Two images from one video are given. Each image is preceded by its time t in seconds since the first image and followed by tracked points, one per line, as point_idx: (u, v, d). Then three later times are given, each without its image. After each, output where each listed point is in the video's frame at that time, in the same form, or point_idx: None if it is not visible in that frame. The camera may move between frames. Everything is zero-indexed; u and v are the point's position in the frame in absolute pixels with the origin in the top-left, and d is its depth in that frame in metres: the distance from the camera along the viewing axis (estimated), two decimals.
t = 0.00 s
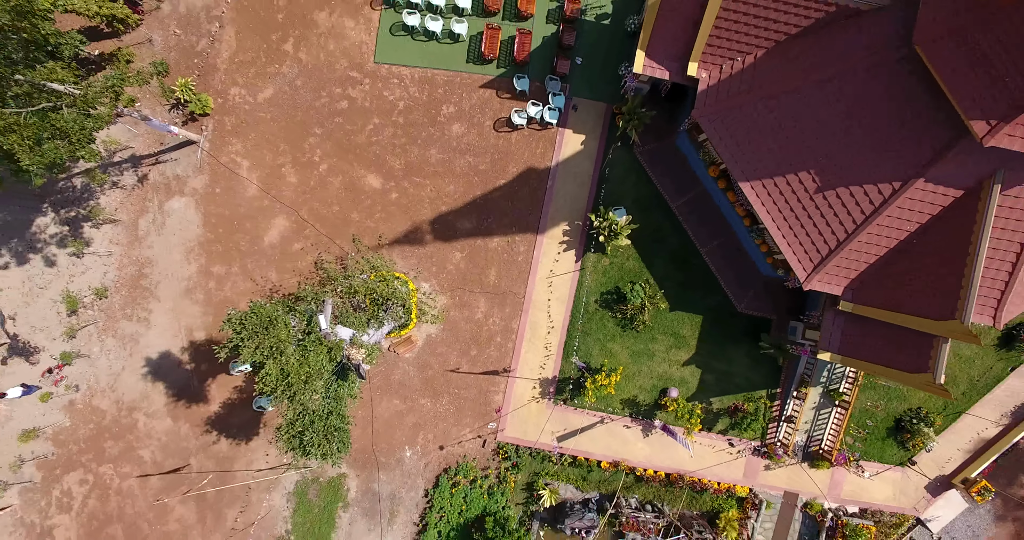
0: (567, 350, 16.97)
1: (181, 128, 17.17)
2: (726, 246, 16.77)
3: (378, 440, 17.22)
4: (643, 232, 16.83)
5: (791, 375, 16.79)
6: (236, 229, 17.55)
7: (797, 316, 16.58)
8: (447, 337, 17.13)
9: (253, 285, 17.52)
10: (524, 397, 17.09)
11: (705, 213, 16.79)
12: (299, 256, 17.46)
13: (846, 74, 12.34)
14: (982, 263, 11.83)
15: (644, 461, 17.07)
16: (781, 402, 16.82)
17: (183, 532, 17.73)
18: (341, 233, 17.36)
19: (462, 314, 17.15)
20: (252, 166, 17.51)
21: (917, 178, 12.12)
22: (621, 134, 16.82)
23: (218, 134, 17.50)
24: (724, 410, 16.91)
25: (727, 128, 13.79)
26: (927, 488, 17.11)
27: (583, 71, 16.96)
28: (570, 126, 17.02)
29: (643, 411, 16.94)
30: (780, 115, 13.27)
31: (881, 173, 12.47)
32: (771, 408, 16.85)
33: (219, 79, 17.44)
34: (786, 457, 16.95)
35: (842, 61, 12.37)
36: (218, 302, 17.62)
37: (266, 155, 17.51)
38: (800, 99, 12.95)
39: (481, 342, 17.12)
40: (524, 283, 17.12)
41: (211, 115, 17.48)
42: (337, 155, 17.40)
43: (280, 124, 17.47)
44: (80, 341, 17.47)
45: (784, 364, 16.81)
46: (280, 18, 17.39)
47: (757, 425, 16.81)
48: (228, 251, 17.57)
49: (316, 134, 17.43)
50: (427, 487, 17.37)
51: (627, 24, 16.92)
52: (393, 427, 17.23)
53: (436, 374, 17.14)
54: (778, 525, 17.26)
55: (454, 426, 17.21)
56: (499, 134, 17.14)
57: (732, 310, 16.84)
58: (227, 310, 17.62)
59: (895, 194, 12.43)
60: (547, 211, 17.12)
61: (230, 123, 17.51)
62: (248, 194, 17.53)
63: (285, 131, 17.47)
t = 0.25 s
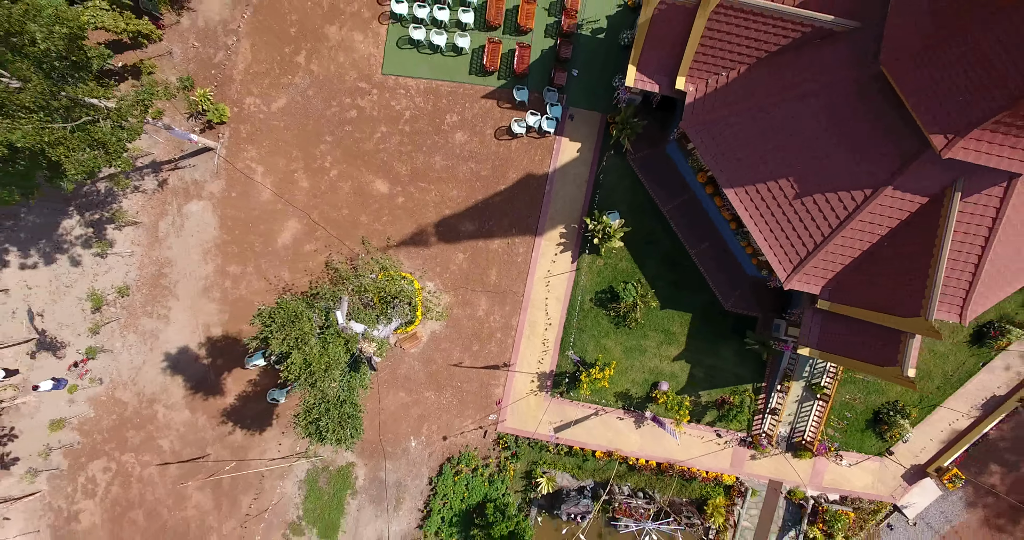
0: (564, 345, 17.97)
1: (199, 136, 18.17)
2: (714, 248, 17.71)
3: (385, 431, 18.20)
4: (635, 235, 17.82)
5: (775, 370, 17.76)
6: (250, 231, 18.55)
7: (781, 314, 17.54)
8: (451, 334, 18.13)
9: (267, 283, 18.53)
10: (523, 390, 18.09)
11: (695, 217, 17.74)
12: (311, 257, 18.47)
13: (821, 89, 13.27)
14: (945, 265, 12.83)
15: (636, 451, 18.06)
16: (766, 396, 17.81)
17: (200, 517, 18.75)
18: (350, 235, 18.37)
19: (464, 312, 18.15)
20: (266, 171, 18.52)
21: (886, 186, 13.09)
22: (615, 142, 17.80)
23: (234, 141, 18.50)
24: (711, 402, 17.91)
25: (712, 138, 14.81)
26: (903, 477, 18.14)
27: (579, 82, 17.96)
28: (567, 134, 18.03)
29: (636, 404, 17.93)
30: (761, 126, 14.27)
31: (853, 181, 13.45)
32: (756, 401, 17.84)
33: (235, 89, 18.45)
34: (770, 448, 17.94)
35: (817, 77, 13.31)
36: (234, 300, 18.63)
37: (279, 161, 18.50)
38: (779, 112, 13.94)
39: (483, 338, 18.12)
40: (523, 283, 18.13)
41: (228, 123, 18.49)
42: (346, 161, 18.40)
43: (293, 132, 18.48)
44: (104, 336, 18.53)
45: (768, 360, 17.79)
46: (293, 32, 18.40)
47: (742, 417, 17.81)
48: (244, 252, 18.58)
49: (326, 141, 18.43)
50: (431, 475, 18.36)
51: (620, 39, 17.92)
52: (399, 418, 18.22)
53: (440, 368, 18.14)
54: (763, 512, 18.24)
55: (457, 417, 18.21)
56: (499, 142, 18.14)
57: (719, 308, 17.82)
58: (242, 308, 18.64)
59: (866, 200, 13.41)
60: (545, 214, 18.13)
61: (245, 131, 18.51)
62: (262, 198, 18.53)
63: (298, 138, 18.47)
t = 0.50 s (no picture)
0: (560, 341, 18.97)
1: (215, 142, 19.17)
2: (703, 249, 18.65)
3: (390, 422, 19.20)
4: (628, 236, 18.81)
5: (760, 365, 18.76)
6: (263, 232, 19.54)
7: (766, 312, 18.51)
8: (453, 330, 19.14)
9: (279, 282, 19.54)
10: (521, 383, 19.10)
11: (684, 219, 18.70)
12: (320, 256, 19.48)
13: (799, 101, 14.24)
14: (912, 265, 13.87)
15: (628, 441, 19.05)
16: (751, 389, 18.79)
17: (215, 503, 19.78)
18: (358, 236, 19.40)
19: (466, 309, 19.16)
20: (278, 175, 19.50)
21: (858, 192, 14.08)
22: (608, 149, 18.79)
23: (247, 147, 19.49)
24: (699, 395, 18.91)
25: (698, 146, 15.89)
26: (882, 466, 19.17)
27: (575, 92, 18.95)
28: (563, 141, 19.04)
29: (628, 397, 18.93)
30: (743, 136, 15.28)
31: (829, 186, 14.42)
32: (742, 393, 18.84)
33: (249, 98, 19.46)
34: (756, 438, 18.93)
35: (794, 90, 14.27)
36: (247, 297, 19.63)
37: (290, 166, 19.49)
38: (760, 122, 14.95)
39: (483, 334, 19.13)
40: (522, 281, 19.13)
41: (242, 130, 19.49)
42: (353, 166, 19.40)
43: (304, 138, 19.48)
44: (124, 332, 19.57)
45: (754, 355, 18.77)
46: (304, 44, 19.40)
47: (728, 409, 18.82)
48: (257, 252, 19.57)
49: (335, 147, 19.43)
50: (434, 464, 19.36)
51: (614, 51, 18.91)
52: (404, 410, 19.21)
53: (443, 363, 19.16)
54: (749, 499, 19.23)
55: (459, 409, 19.22)
56: (499, 149, 19.15)
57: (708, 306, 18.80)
58: (255, 305, 19.63)
59: (841, 205, 14.38)
60: (542, 217, 19.14)
61: (258, 137, 19.50)
62: (274, 201, 19.52)
63: (308, 145, 19.47)
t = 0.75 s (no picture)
0: (557, 337, 19.97)
1: (229, 148, 20.15)
2: (693, 250, 19.64)
3: (396, 414, 20.21)
4: (622, 238, 19.81)
5: (747, 360, 19.78)
6: (275, 234, 20.54)
7: (752, 310, 19.50)
8: (455, 326, 20.15)
9: (290, 281, 20.55)
10: (520, 377, 20.10)
11: (675, 222, 19.70)
12: (329, 257, 20.48)
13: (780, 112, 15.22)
14: (884, 266, 14.88)
15: (622, 433, 20.04)
16: (739, 383, 19.79)
17: (229, 491, 20.79)
18: (365, 238, 20.40)
19: (467, 307, 20.17)
20: (289, 179, 20.48)
21: (834, 198, 15.04)
22: (603, 155, 19.80)
23: (260, 153, 20.47)
24: (689, 389, 19.91)
25: (687, 154, 16.99)
26: (863, 456, 20.17)
27: (572, 101, 19.97)
28: (560, 148, 20.04)
29: (621, 390, 19.92)
30: (729, 144, 16.29)
31: (808, 192, 15.42)
32: (730, 387, 19.84)
33: (262, 106, 20.45)
34: (743, 430, 19.93)
35: (775, 102, 15.35)
36: (260, 296, 20.63)
37: (300, 171, 20.48)
38: (745, 131, 15.94)
39: (484, 330, 20.14)
40: (521, 281, 20.14)
41: (255, 136, 20.47)
42: (361, 171, 20.40)
43: (314, 144, 20.47)
44: (143, 328, 20.59)
45: (741, 351, 19.78)
46: (314, 55, 20.40)
47: (717, 403, 19.82)
48: (269, 252, 20.57)
49: (344, 153, 20.43)
50: (437, 454, 20.37)
51: (608, 62, 19.93)
52: (408, 403, 20.22)
53: (446, 358, 20.16)
54: (736, 488, 20.23)
55: (461, 402, 20.22)
56: (499, 155, 20.16)
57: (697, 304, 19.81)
58: (267, 302, 20.63)
59: (819, 209, 15.37)
60: (540, 219, 20.14)
61: (270, 143, 20.49)
62: (285, 204, 20.51)
63: (318, 151, 20.46)
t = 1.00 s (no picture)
0: (555, 333, 20.97)
1: (243, 153, 21.14)
2: (684, 250, 20.62)
3: (401, 406, 21.21)
4: (617, 239, 20.80)
5: (736, 356, 20.78)
6: (286, 235, 21.55)
7: (741, 308, 20.48)
8: (458, 323, 21.15)
9: (300, 280, 21.57)
10: (519, 371, 21.10)
11: (668, 224, 20.66)
12: (338, 257, 21.50)
13: (764, 122, 16.22)
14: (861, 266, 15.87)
15: (616, 425, 21.03)
16: (728, 378, 20.79)
17: (242, 480, 21.80)
18: (372, 238, 21.41)
19: (470, 305, 21.17)
20: (299, 183, 21.49)
21: (815, 202, 16.03)
22: (599, 160, 20.80)
23: (272, 158, 21.45)
24: (681, 383, 20.91)
25: (677, 160, 18.02)
26: (847, 448, 21.16)
27: (569, 109, 20.97)
28: (558, 153, 21.04)
29: (616, 384, 20.91)
30: (716, 151, 17.29)
31: (790, 197, 16.42)
32: (719, 381, 20.84)
33: (274, 114, 21.46)
34: (732, 422, 20.91)
35: (759, 112, 16.29)
36: (272, 294, 21.64)
37: (311, 175, 21.48)
38: (731, 139, 16.92)
39: (485, 327, 21.14)
40: (520, 279, 21.15)
41: (267, 142, 21.46)
42: (368, 175, 21.40)
43: (323, 150, 21.48)
44: (160, 325, 21.61)
45: (730, 347, 20.79)
46: (323, 65, 21.39)
47: (707, 396, 20.82)
48: (280, 253, 21.58)
49: (352, 158, 21.44)
50: (441, 445, 21.37)
51: (604, 72, 20.94)
52: (413, 396, 21.22)
53: (449, 353, 21.16)
54: (726, 478, 21.22)
55: (463, 395, 21.23)
56: (500, 160, 21.16)
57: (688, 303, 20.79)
58: (279, 300, 21.63)
59: (801, 212, 16.35)
60: (539, 221, 21.15)
61: (282, 149, 21.49)
62: (296, 206, 21.52)
63: (327, 156, 21.47)
